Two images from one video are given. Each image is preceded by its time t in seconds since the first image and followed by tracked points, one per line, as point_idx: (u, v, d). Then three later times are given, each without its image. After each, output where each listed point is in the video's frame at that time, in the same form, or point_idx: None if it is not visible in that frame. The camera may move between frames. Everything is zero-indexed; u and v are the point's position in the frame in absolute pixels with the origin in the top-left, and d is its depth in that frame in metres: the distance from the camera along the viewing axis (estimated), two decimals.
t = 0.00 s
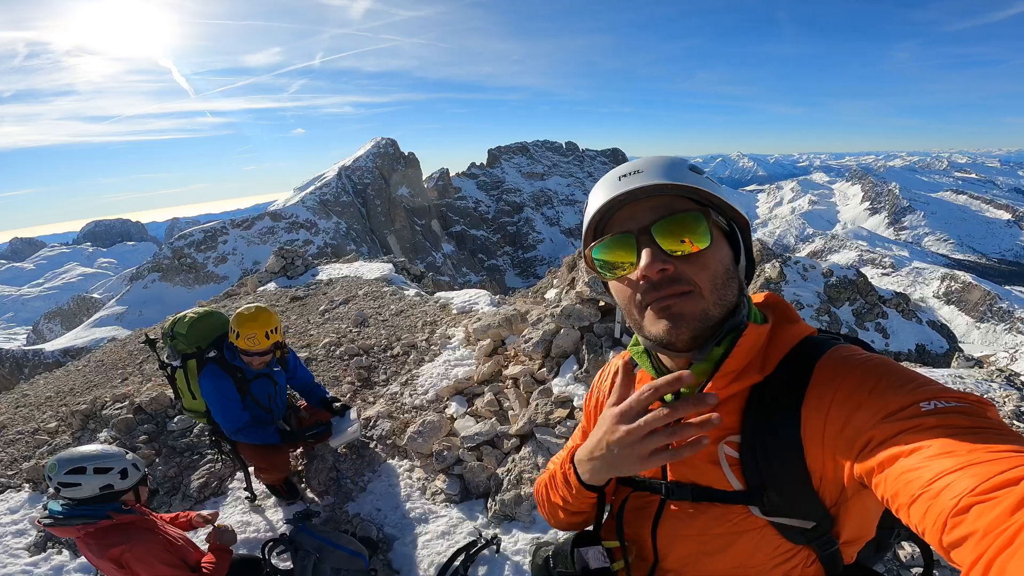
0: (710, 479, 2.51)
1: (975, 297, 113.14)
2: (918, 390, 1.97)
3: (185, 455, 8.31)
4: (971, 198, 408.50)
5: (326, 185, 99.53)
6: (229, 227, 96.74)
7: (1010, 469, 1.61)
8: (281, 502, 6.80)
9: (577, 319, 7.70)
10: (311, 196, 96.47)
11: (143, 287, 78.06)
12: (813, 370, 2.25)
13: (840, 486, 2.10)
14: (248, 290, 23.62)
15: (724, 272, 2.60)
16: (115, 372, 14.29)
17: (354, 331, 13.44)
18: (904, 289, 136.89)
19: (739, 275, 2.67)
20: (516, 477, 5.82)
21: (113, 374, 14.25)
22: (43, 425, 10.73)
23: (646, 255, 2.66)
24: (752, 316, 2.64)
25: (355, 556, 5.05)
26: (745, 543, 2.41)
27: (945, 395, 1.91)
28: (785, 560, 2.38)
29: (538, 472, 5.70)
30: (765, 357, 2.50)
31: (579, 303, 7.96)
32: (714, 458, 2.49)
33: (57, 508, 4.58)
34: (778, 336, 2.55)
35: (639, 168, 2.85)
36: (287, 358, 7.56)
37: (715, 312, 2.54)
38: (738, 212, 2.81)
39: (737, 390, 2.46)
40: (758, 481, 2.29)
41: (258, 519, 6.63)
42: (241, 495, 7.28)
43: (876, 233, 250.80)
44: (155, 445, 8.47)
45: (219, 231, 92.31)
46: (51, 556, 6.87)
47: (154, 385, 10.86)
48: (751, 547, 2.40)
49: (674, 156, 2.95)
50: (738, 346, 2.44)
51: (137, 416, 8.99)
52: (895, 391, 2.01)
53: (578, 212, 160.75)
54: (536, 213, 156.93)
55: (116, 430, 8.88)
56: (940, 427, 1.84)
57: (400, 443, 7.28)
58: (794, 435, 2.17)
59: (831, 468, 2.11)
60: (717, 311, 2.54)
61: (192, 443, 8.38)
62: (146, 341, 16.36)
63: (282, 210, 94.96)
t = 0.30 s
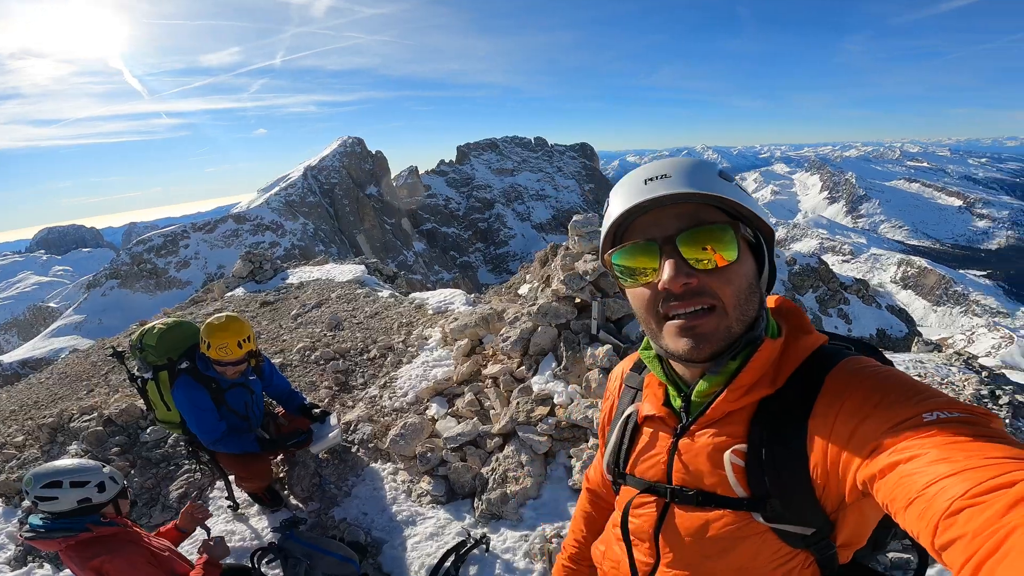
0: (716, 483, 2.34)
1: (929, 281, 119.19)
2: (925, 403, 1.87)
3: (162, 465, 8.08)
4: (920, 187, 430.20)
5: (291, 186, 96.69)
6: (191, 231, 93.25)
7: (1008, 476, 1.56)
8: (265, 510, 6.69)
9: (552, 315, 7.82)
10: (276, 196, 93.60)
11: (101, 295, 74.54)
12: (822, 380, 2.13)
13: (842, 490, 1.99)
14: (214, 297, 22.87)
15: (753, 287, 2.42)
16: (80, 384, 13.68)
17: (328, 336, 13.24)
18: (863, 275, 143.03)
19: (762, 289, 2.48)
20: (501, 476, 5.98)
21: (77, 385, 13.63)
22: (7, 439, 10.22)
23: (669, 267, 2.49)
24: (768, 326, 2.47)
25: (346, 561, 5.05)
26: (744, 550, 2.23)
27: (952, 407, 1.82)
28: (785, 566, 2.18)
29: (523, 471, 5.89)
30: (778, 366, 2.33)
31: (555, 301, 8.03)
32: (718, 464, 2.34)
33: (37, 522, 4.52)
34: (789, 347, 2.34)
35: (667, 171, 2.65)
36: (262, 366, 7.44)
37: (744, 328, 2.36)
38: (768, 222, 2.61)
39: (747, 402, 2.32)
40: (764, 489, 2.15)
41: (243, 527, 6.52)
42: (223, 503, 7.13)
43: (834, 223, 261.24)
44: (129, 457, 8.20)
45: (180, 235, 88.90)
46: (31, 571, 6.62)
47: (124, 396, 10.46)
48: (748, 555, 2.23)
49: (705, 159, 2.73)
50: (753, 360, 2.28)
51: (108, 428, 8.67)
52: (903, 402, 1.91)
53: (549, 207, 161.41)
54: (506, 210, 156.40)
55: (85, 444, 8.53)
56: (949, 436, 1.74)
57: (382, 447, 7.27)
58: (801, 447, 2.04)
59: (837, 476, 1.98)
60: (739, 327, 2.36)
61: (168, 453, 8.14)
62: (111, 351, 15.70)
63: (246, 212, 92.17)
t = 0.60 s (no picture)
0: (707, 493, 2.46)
1: (875, 268, 126.28)
2: (900, 410, 1.99)
3: (128, 486, 7.70)
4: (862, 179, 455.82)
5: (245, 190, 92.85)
6: (138, 239, 88.28)
7: (972, 474, 1.69)
8: (242, 526, 6.50)
9: (525, 319, 7.90)
10: (229, 201, 89.77)
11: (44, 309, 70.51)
12: (806, 394, 2.25)
13: (828, 496, 2.09)
14: (168, 310, 21.79)
15: (748, 309, 2.48)
16: (28, 405, 12.81)
17: (294, 346, 12.90)
18: (815, 263, 150.15)
19: (755, 309, 2.55)
20: (481, 482, 6.04)
21: (25, 407, 12.75)
22: None
23: (668, 297, 2.52)
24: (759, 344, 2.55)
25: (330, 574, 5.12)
26: (736, 554, 2.34)
27: (924, 412, 1.94)
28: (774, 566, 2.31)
29: (504, 476, 5.96)
30: (768, 382, 2.44)
31: (527, 305, 8.10)
32: (709, 476, 2.44)
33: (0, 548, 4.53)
34: (777, 364, 2.43)
35: (660, 193, 2.71)
36: (227, 384, 7.20)
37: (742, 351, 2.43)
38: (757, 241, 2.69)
39: (735, 419, 2.43)
40: (754, 498, 2.25)
41: (221, 544, 6.31)
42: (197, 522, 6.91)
43: (786, 215, 273.16)
44: (91, 478, 7.72)
45: (126, 244, 84.07)
46: None
47: (81, 416, 9.86)
48: (739, 558, 2.34)
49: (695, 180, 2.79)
50: (743, 382, 2.38)
51: (67, 449, 8.12)
52: (882, 410, 2.03)
53: (514, 206, 161.59)
54: (471, 209, 155.37)
55: (43, 466, 7.93)
56: (922, 439, 1.86)
57: (358, 457, 7.17)
58: (788, 459, 2.15)
59: (823, 483, 2.09)
60: (735, 349, 2.42)
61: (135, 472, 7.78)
62: (58, 371, 14.75)
63: (198, 218, 88.01)
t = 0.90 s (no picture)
0: (718, 516, 2.48)
1: (828, 255, 131.78)
2: (926, 441, 2.01)
3: (92, 509, 7.23)
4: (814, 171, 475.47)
5: (196, 195, 88.99)
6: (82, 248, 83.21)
7: (996, 509, 1.73)
8: (218, 547, 6.24)
9: (501, 325, 7.87)
10: (180, 206, 86.02)
11: None
12: (829, 422, 2.28)
13: (847, 522, 2.12)
14: (118, 324, 20.63)
15: (779, 336, 2.47)
16: None
17: (258, 358, 12.46)
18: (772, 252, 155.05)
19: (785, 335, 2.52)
20: (465, 493, 5.98)
21: None
22: None
23: (693, 326, 2.51)
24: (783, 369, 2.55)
25: None
26: None
27: (951, 444, 1.96)
28: None
29: (489, 486, 5.93)
30: (790, 409, 2.44)
31: (502, 311, 8.06)
32: (722, 498, 2.47)
33: None
34: (803, 389, 2.44)
35: (690, 215, 2.65)
36: (191, 404, 6.90)
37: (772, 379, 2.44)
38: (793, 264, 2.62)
39: (754, 443, 2.45)
40: (765, 523, 2.27)
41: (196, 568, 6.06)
42: (170, 545, 6.62)
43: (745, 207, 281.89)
44: (51, 501, 7.23)
45: (68, 253, 79.03)
46: None
47: (33, 439, 9.21)
48: None
49: (728, 200, 2.70)
50: (766, 407, 2.38)
51: (21, 472, 7.55)
52: (907, 440, 2.04)
53: (478, 204, 160.70)
54: (437, 209, 153.59)
55: None
56: (945, 469, 1.89)
57: (335, 472, 6.99)
58: (805, 483, 2.19)
59: (843, 511, 2.11)
60: (760, 380, 2.43)
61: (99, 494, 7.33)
62: None
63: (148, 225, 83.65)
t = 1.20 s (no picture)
0: (744, 513, 2.58)
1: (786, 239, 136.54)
2: (959, 440, 2.09)
3: (63, 524, 6.88)
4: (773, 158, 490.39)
5: (145, 195, 84.65)
6: (22, 252, 78.17)
7: None
8: (202, 559, 6.00)
9: (478, 320, 7.82)
10: (128, 207, 81.81)
11: None
12: (863, 418, 2.36)
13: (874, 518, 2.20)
14: (68, 332, 19.56)
15: (808, 330, 2.48)
16: None
17: (225, 363, 12.04)
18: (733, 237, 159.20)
19: (821, 332, 2.56)
20: (455, 494, 5.96)
21: None
22: None
23: (723, 317, 2.54)
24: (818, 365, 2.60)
25: None
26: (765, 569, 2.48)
27: (984, 444, 2.03)
28: None
29: (478, 486, 5.91)
30: (822, 406, 2.50)
31: (481, 306, 8.02)
32: (748, 495, 2.57)
33: None
34: (838, 385, 2.50)
35: (727, 208, 2.68)
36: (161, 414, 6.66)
37: (797, 372, 2.46)
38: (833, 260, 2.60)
39: (784, 438, 2.53)
40: (789, 521, 2.38)
41: None
42: (152, 558, 6.35)
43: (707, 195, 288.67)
44: (18, 517, 6.79)
45: (6, 259, 73.87)
46: None
47: None
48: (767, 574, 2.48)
49: (772, 193, 2.69)
50: (798, 402, 2.45)
51: None
52: (940, 438, 2.12)
53: (444, 196, 158.79)
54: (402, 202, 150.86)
55: None
56: (978, 469, 1.97)
57: (316, 478, 6.87)
58: (838, 478, 2.27)
59: (870, 505, 2.21)
60: (788, 374, 2.46)
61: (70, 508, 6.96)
62: None
63: (93, 227, 79.23)
